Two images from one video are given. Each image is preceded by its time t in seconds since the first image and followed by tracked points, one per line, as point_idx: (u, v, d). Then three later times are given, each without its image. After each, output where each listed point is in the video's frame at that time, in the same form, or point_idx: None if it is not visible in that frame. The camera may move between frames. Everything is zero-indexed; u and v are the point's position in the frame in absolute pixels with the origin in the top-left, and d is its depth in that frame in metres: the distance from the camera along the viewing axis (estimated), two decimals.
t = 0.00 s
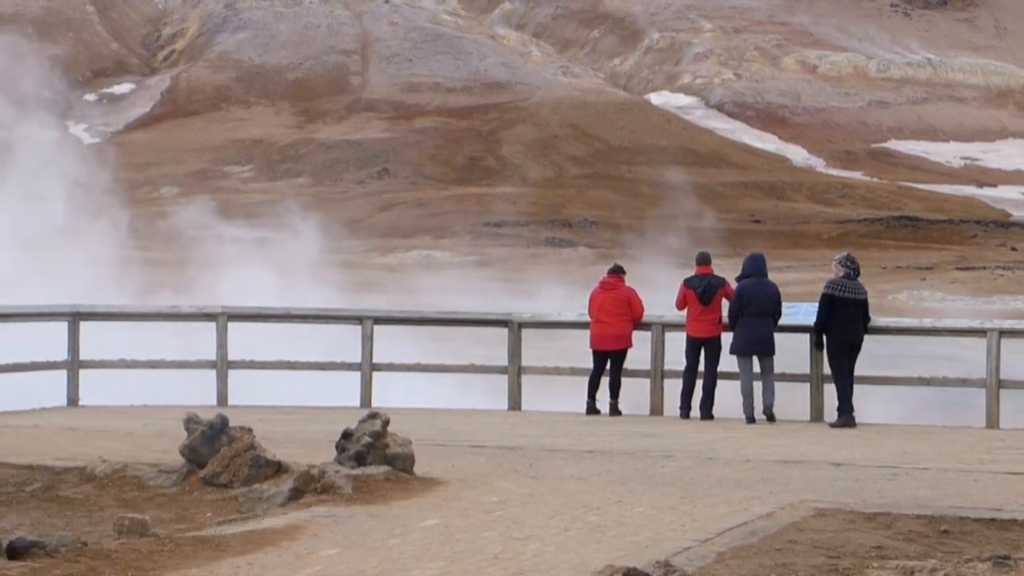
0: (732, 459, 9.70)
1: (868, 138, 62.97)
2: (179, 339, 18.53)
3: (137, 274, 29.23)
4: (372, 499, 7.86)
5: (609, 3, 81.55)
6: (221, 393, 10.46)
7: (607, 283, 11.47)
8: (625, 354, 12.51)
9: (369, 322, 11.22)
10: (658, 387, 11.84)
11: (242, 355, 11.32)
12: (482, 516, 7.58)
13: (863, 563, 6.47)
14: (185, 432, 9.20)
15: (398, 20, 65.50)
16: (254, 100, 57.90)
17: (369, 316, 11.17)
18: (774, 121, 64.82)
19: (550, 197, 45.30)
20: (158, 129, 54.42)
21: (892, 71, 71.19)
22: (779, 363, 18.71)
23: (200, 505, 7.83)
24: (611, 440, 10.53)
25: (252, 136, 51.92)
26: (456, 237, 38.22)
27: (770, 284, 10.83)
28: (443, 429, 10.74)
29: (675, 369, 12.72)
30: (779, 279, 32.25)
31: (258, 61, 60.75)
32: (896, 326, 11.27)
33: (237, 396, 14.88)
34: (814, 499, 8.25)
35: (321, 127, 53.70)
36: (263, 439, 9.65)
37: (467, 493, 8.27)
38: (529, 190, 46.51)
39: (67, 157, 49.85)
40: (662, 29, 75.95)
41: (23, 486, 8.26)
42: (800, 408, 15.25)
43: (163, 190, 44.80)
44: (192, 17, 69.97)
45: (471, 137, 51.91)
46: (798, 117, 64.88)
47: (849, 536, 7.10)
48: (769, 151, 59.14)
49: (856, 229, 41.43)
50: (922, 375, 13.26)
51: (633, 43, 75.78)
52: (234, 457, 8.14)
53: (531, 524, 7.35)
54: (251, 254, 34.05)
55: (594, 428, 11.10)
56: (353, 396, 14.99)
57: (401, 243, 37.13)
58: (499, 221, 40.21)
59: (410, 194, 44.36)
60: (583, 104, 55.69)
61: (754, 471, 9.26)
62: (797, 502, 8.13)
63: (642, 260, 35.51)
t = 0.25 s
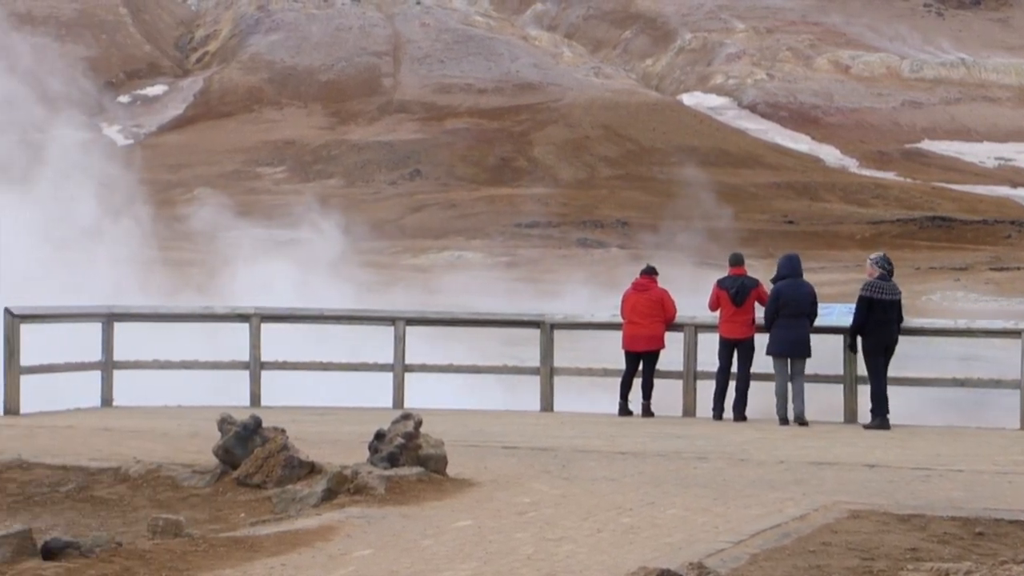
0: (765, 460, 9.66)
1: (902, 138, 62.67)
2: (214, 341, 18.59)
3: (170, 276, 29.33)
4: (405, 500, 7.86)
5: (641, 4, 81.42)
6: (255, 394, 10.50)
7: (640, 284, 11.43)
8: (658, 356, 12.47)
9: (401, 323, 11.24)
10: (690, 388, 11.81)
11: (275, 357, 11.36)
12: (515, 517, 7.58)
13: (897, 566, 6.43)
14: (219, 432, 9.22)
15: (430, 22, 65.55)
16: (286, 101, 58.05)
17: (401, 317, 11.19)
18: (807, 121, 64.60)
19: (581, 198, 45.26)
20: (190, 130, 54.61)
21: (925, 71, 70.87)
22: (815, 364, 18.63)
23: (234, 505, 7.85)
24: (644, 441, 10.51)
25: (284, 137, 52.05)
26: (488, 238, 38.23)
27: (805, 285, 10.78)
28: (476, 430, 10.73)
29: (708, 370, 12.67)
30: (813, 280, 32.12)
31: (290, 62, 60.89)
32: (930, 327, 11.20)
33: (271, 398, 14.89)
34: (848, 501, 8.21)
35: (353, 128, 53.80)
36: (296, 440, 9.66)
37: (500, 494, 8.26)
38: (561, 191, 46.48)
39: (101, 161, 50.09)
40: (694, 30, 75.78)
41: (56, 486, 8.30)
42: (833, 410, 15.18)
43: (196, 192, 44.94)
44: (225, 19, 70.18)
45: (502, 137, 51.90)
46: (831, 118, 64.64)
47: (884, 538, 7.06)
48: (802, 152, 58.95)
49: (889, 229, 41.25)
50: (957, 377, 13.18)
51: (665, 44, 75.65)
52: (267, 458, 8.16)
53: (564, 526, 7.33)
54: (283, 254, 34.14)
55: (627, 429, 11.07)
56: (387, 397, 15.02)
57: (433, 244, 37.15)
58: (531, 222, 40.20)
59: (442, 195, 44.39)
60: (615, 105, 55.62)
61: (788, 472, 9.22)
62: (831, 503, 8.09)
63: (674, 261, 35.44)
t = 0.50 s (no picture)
0: (799, 462, 9.62)
1: (936, 138, 62.37)
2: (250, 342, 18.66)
3: (202, 276, 29.46)
4: (438, 501, 7.85)
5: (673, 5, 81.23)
6: (288, 396, 10.50)
7: (673, 285, 11.41)
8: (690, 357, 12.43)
9: (435, 325, 11.23)
10: (725, 389, 11.76)
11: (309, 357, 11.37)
12: (549, 518, 7.56)
13: (934, 568, 6.39)
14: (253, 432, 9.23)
15: (462, 23, 65.55)
16: (319, 103, 58.18)
17: (434, 318, 11.16)
18: (840, 122, 64.38)
19: (613, 199, 45.21)
20: (224, 132, 54.74)
21: (959, 71, 70.52)
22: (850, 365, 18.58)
23: (268, 506, 7.86)
24: (677, 442, 10.48)
25: (317, 138, 52.13)
26: (521, 239, 38.25)
27: (843, 286, 10.73)
28: (508, 431, 10.71)
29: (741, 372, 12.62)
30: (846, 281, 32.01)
31: (323, 64, 61.00)
32: (965, 328, 11.13)
33: (306, 399, 14.92)
34: (883, 503, 8.16)
35: (385, 130, 53.88)
36: (330, 442, 9.67)
37: (533, 496, 8.24)
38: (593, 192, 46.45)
39: (135, 162, 50.14)
40: (726, 31, 75.57)
41: (93, 486, 8.33)
42: (868, 412, 15.11)
43: (229, 193, 45.08)
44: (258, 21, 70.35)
45: (534, 138, 51.89)
46: (864, 118, 64.40)
47: (919, 540, 7.02)
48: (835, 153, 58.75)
49: (923, 230, 41.13)
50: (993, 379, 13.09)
51: (697, 45, 75.48)
52: (301, 459, 8.18)
53: (598, 527, 7.32)
54: (316, 255, 34.22)
55: (659, 431, 11.05)
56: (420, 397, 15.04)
57: (466, 245, 37.17)
58: (563, 224, 40.17)
59: (474, 196, 44.42)
60: (647, 106, 55.55)
61: (822, 474, 9.19)
62: (865, 505, 8.04)
63: (707, 262, 35.37)
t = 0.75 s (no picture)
0: (831, 464, 9.58)
1: (967, 139, 62.07)
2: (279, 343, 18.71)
3: (233, 276, 29.54)
4: (469, 502, 7.84)
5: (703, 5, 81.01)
6: (318, 397, 10.51)
7: (703, 286, 11.37)
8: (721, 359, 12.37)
9: (465, 326, 11.23)
10: (755, 391, 11.70)
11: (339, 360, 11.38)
12: (580, 519, 7.55)
13: (966, 570, 6.35)
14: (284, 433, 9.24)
15: (491, 24, 65.50)
16: (348, 105, 58.26)
17: (464, 319, 11.16)
18: (871, 122, 64.15)
19: (643, 200, 45.13)
20: (254, 134, 54.86)
21: (990, 71, 70.17)
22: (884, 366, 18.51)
23: (298, 507, 7.87)
24: (707, 444, 10.44)
25: (347, 140, 52.21)
26: (550, 241, 38.24)
27: (876, 288, 10.69)
28: (539, 432, 10.70)
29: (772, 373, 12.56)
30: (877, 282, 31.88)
31: (352, 66, 61.06)
32: (998, 330, 11.05)
33: (336, 401, 14.95)
34: (914, 505, 8.11)
35: (415, 131, 53.92)
36: (360, 442, 9.66)
37: (564, 497, 8.22)
38: (622, 193, 46.40)
39: (164, 164, 50.26)
40: (756, 31, 75.34)
41: (124, 487, 8.35)
42: (901, 414, 15.02)
43: (259, 194, 45.17)
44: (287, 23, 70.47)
45: (563, 140, 51.84)
46: (895, 119, 64.15)
47: (951, 542, 6.97)
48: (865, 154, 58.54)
49: (954, 232, 40.94)
50: None
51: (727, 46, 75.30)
52: (331, 460, 8.18)
53: (628, 529, 7.29)
54: (345, 256, 34.32)
55: (690, 432, 11.02)
56: (450, 399, 15.08)
57: (495, 246, 37.15)
58: (592, 225, 40.14)
59: (503, 197, 44.44)
60: (676, 107, 55.45)
61: (854, 476, 9.14)
62: (897, 508, 7.99)
63: (737, 263, 35.28)
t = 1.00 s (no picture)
0: (865, 466, 9.53)
1: (1001, 140, 61.74)
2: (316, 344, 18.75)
3: (264, 277, 29.61)
4: (501, 504, 7.83)
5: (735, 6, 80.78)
6: (350, 399, 10.53)
7: (736, 288, 11.33)
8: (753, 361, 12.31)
9: (497, 327, 11.22)
10: (787, 393, 11.66)
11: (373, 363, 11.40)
12: (613, 521, 7.53)
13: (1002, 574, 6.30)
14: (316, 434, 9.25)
15: (523, 25, 65.44)
16: (380, 106, 58.33)
17: (495, 321, 11.15)
18: (904, 123, 63.88)
19: (675, 201, 45.03)
20: (286, 136, 54.97)
21: None
22: (920, 369, 18.44)
23: (331, 508, 7.87)
24: (740, 446, 10.41)
25: (378, 141, 52.27)
26: (582, 242, 38.23)
27: (910, 290, 10.63)
28: (571, 434, 10.68)
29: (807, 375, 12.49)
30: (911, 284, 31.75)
31: (384, 67, 61.13)
32: None
33: (368, 402, 14.98)
34: (949, 507, 8.05)
35: (447, 133, 53.94)
36: (393, 444, 9.67)
37: (597, 499, 8.19)
38: (654, 195, 46.31)
39: (197, 166, 50.38)
40: (788, 32, 75.08)
41: (158, 487, 8.37)
42: (935, 416, 14.95)
43: (290, 196, 45.25)
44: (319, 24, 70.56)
45: (595, 141, 51.78)
46: (928, 119, 63.85)
47: (986, 545, 6.92)
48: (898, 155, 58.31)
49: (988, 233, 40.76)
50: None
51: (759, 47, 75.11)
52: (364, 461, 8.19)
53: (661, 531, 7.27)
54: (376, 258, 34.39)
55: (723, 435, 10.98)
56: (481, 402, 15.10)
57: (527, 247, 37.13)
58: (624, 226, 40.09)
59: (535, 199, 44.44)
60: (708, 108, 55.33)
61: (888, 478, 9.09)
62: (931, 510, 7.94)
63: (771, 265, 35.19)
